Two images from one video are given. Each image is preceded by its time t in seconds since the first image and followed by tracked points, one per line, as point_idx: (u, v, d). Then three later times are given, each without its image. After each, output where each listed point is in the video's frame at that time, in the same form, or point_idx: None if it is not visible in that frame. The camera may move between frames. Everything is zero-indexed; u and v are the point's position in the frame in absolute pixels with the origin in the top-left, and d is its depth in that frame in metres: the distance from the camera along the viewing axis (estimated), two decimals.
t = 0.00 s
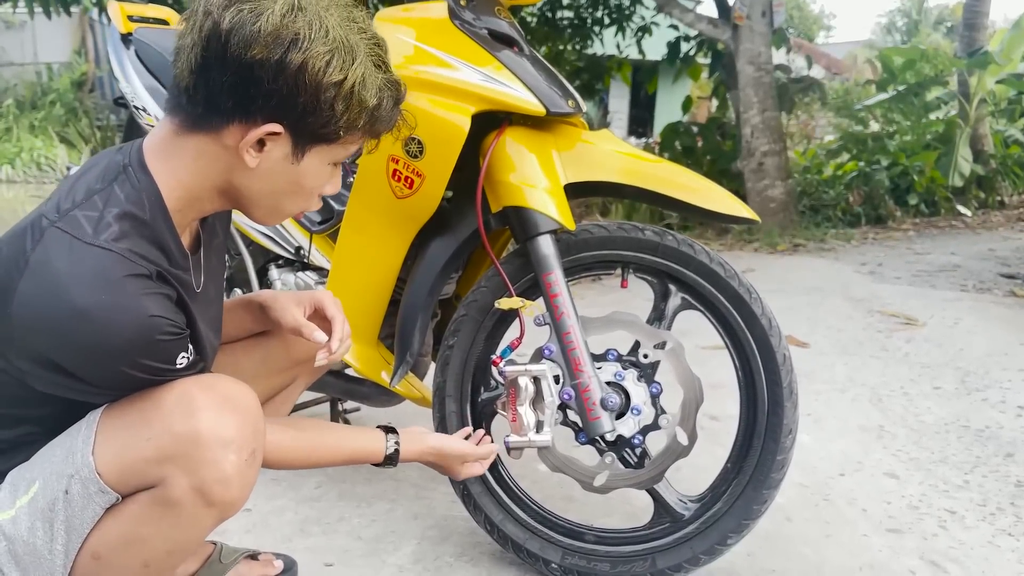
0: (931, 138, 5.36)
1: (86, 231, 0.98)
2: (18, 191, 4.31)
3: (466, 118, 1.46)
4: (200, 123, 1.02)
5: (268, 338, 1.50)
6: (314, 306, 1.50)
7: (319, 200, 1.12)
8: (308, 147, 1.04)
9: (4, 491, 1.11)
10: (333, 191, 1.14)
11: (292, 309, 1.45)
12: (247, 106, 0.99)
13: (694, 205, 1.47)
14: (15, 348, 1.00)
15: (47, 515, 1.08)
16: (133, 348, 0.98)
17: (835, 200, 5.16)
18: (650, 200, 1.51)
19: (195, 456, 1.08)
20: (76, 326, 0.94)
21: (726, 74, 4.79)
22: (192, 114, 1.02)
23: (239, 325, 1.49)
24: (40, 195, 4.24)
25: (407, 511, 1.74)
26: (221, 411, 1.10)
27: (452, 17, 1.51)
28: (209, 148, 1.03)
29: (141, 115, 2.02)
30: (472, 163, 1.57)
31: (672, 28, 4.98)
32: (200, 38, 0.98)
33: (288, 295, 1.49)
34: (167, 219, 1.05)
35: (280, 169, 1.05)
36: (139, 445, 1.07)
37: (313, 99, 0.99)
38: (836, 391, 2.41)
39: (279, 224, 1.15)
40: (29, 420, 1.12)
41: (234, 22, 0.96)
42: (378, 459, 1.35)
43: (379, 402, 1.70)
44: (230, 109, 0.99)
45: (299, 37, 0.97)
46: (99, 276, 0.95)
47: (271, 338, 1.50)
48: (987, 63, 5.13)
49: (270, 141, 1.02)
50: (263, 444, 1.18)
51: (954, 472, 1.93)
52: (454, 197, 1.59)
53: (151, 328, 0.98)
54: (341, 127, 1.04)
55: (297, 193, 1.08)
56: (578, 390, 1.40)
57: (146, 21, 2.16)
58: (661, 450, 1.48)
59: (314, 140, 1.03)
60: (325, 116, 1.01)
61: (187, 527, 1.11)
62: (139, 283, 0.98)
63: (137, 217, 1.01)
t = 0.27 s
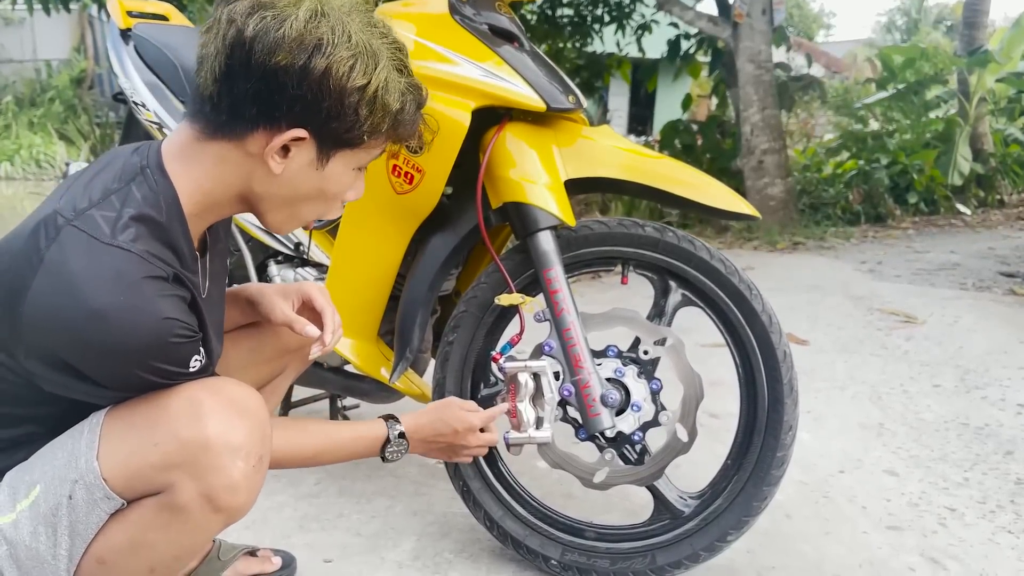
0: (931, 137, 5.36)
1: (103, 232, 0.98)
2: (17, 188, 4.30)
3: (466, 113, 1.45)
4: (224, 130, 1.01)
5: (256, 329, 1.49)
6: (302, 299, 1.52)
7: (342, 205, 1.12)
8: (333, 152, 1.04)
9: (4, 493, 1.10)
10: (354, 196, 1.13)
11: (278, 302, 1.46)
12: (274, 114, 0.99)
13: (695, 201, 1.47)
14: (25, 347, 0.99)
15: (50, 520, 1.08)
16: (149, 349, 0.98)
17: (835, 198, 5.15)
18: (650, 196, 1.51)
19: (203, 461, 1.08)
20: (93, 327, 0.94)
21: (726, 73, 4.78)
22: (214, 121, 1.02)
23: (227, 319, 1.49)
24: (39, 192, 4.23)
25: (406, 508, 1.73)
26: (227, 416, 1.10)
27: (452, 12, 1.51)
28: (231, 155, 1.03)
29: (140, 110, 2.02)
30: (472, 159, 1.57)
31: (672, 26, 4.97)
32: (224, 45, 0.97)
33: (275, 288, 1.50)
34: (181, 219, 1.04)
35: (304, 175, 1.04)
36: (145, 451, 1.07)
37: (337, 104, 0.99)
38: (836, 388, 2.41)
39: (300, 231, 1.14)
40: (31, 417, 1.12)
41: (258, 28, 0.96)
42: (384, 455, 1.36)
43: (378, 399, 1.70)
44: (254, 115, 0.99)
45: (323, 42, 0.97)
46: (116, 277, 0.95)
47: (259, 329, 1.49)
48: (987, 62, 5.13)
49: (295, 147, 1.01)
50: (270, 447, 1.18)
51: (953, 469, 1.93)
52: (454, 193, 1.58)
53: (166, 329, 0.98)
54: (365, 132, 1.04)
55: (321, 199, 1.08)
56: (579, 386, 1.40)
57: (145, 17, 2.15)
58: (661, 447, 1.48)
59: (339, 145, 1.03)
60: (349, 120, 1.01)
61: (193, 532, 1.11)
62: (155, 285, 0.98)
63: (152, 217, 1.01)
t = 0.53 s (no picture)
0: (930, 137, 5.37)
1: (110, 233, 0.98)
2: (16, 189, 4.29)
3: (467, 115, 1.45)
4: (219, 122, 1.02)
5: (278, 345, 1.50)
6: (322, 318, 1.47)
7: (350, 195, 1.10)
8: (329, 136, 1.03)
9: (10, 491, 1.10)
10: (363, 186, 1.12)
11: (299, 320, 1.43)
12: (260, 100, 0.99)
13: (696, 201, 1.47)
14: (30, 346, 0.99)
15: (55, 516, 1.08)
16: (151, 350, 0.98)
17: (834, 198, 5.12)
18: (651, 197, 1.51)
19: (206, 462, 1.07)
20: (95, 327, 0.94)
21: (726, 73, 4.77)
22: (210, 114, 1.03)
23: (249, 332, 1.49)
24: (38, 193, 4.22)
25: (408, 509, 1.73)
26: (232, 417, 1.09)
27: (453, 13, 1.51)
28: (230, 148, 1.03)
29: (141, 112, 2.02)
30: (473, 160, 1.57)
31: (671, 26, 4.97)
32: (211, 35, 0.99)
33: (297, 306, 1.47)
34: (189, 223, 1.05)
35: (303, 163, 1.04)
36: (149, 450, 1.07)
37: (323, 83, 0.99)
38: (836, 389, 2.41)
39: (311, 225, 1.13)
40: (36, 416, 1.12)
41: (240, 14, 0.97)
42: (390, 447, 1.35)
43: (379, 401, 1.70)
44: (245, 103, 0.99)
45: (303, 21, 0.97)
46: (119, 276, 0.95)
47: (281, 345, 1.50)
48: (987, 62, 5.14)
49: (288, 133, 1.01)
50: (273, 449, 1.17)
51: (954, 470, 1.93)
52: (455, 194, 1.58)
53: (168, 330, 0.98)
54: (357, 112, 1.02)
55: (324, 188, 1.07)
56: (580, 388, 1.40)
57: (145, 18, 2.15)
58: (663, 448, 1.48)
59: (333, 128, 1.02)
60: (338, 99, 1.00)
61: (195, 533, 1.10)
62: (158, 286, 0.98)
63: (158, 218, 1.02)
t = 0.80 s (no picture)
0: (928, 136, 5.37)
1: (119, 225, 1.03)
2: (15, 193, 4.29)
3: (463, 118, 1.45)
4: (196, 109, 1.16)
5: (289, 354, 1.50)
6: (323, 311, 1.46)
7: (269, 170, 1.05)
8: (221, 87, 1.05)
9: (6, 488, 1.10)
10: (295, 161, 1.06)
11: (299, 310, 1.44)
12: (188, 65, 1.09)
13: (693, 203, 1.47)
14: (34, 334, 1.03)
15: (47, 512, 1.07)
16: (138, 339, 1.00)
17: (833, 198, 5.08)
18: (648, 199, 1.51)
19: (194, 455, 1.08)
20: (83, 311, 0.97)
21: (724, 73, 4.79)
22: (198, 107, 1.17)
23: (261, 339, 1.50)
24: (37, 197, 4.22)
25: (406, 512, 1.73)
26: (220, 412, 1.10)
27: (449, 16, 1.51)
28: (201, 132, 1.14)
29: (139, 116, 2.00)
30: (470, 163, 1.57)
31: (669, 27, 4.97)
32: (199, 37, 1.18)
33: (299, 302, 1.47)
34: (193, 224, 1.09)
35: (212, 131, 1.06)
36: (137, 444, 1.07)
37: (206, 32, 1.05)
38: (835, 389, 2.41)
39: (257, 223, 1.08)
40: (36, 413, 1.12)
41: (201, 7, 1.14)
42: (392, 445, 1.35)
43: (377, 403, 1.70)
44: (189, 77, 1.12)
45: None
46: (109, 264, 0.98)
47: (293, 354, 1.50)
48: (984, 61, 5.15)
49: (199, 89, 1.08)
50: (261, 445, 1.18)
51: (953, 469, 1.93)
52: (453, 196, 1.58)
53: (154, 318, 1.01)
54: (232, 54, 1.04)
55: (230, 153, 1.05)
56: (578, 390, 1.40)
57: (143, 23, 2.15)
58: (661, 449, 1.48)
59: (221, 76, 1.05)
60: (217, 46, 1.04)
61: (184, 527, 1.10)
62: (147, 277, 1.01)
63: (162, 216, 1.06)
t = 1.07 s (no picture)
0: (926, 136, 5.38)
1: (117, 225, 1.05)
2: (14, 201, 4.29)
3: (456, 124, 1.45)
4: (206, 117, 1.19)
5: (290, 365, 1.50)
6: (325, 323, 1.46)
7: (261, 170, 1.06)
8: (221, 90, 1.08)
9: None
10: (287, 162, 1.06)
11: (301, 323, 1.44)
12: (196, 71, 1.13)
13: (687, 207, 1.47)
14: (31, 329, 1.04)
15: (35, 514, 1.07)
16: (127, 334, 1.02)
17: (832, 199, 5.11)
18: (643, 203, 1.51)
19: (178, 454, 1.07)
20: (73, 306, 0.99)
21: (721, 75, 4.79)
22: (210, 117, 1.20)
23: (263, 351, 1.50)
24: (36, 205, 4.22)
25: (404, 518, 1.73)
26: (205, 411, 1.09)
27: (443, 23, 1.52)
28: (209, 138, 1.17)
29: (134, 124, 2.02)
30: (464, 168, 1.57)
31: (666, 29, 4.99)
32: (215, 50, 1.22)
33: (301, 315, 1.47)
34: (193, 229, 1.10)
35: (210, 132, 1.07)
36: (122, 444, 1.06)
37: (209, 37, 1.08)
38: (832, 391, 2.41)
39: (247, 222, 1.08)
40: (31, 416, 1.12)
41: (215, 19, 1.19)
42: (392, 449, 1.34)
43: (373, 410, 1.69)
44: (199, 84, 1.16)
45: None
46: (99, 260, 1.00)
47: (293, 365, 1.50)
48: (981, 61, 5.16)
49: (204, 96, 1.11)
50: (248, 447, 1.17)
51: (951, 470, 1.93)
52: (448, 202, 1.59)
53: (144, 315, 1.02)
54: (232, 58, 1.06)
55: (223, 154, 1.06)
56: (573, 394, 1.40)
57: (139, 30, 2.16)
58: (657, 453, 1.49)
59: (222, 79, 1.08)
60: (218, 50, 1.07)
61: (171, 528, 1.09)
62: (136, 274, 1.02)
63: (161, 217, 1.08)
